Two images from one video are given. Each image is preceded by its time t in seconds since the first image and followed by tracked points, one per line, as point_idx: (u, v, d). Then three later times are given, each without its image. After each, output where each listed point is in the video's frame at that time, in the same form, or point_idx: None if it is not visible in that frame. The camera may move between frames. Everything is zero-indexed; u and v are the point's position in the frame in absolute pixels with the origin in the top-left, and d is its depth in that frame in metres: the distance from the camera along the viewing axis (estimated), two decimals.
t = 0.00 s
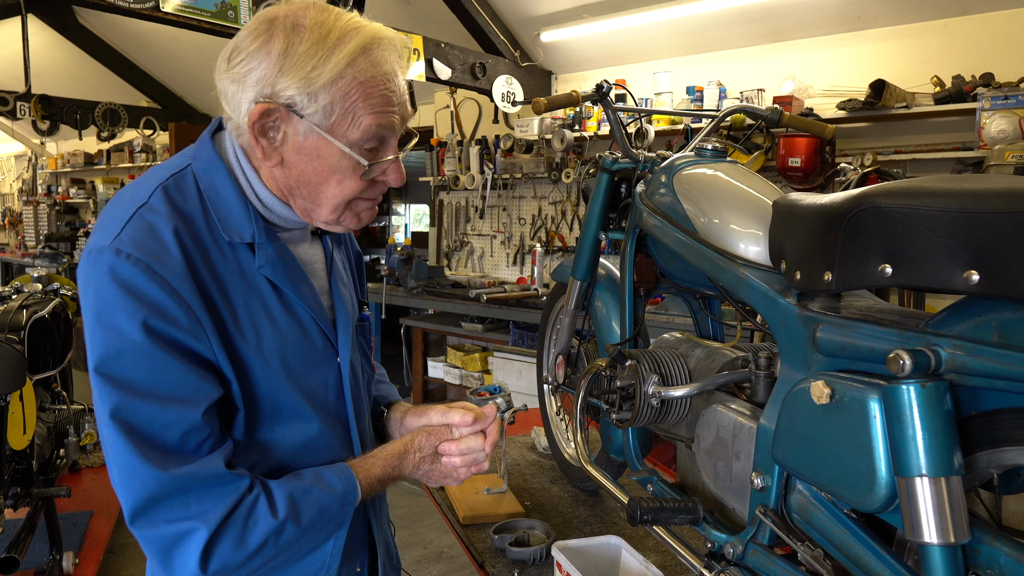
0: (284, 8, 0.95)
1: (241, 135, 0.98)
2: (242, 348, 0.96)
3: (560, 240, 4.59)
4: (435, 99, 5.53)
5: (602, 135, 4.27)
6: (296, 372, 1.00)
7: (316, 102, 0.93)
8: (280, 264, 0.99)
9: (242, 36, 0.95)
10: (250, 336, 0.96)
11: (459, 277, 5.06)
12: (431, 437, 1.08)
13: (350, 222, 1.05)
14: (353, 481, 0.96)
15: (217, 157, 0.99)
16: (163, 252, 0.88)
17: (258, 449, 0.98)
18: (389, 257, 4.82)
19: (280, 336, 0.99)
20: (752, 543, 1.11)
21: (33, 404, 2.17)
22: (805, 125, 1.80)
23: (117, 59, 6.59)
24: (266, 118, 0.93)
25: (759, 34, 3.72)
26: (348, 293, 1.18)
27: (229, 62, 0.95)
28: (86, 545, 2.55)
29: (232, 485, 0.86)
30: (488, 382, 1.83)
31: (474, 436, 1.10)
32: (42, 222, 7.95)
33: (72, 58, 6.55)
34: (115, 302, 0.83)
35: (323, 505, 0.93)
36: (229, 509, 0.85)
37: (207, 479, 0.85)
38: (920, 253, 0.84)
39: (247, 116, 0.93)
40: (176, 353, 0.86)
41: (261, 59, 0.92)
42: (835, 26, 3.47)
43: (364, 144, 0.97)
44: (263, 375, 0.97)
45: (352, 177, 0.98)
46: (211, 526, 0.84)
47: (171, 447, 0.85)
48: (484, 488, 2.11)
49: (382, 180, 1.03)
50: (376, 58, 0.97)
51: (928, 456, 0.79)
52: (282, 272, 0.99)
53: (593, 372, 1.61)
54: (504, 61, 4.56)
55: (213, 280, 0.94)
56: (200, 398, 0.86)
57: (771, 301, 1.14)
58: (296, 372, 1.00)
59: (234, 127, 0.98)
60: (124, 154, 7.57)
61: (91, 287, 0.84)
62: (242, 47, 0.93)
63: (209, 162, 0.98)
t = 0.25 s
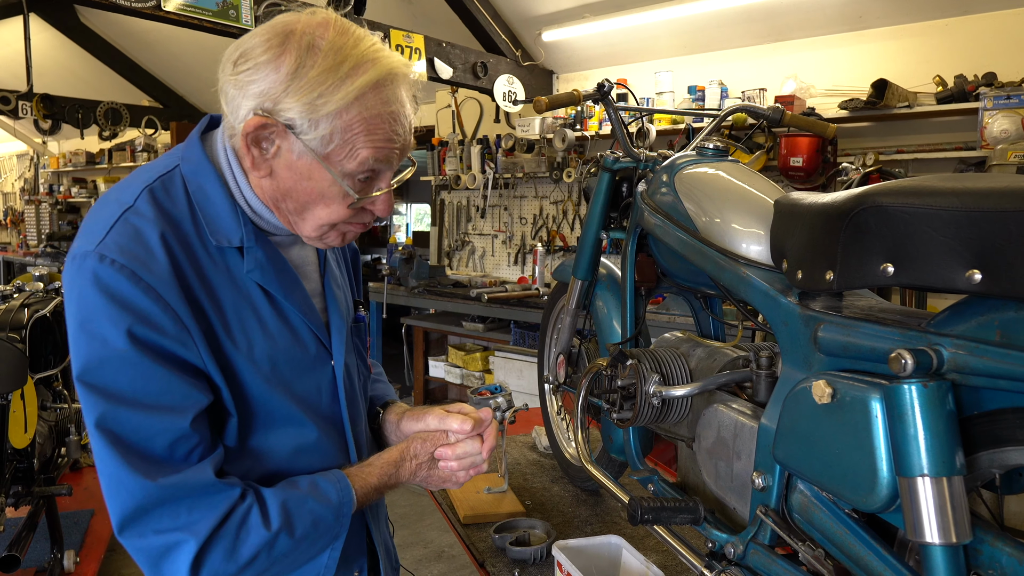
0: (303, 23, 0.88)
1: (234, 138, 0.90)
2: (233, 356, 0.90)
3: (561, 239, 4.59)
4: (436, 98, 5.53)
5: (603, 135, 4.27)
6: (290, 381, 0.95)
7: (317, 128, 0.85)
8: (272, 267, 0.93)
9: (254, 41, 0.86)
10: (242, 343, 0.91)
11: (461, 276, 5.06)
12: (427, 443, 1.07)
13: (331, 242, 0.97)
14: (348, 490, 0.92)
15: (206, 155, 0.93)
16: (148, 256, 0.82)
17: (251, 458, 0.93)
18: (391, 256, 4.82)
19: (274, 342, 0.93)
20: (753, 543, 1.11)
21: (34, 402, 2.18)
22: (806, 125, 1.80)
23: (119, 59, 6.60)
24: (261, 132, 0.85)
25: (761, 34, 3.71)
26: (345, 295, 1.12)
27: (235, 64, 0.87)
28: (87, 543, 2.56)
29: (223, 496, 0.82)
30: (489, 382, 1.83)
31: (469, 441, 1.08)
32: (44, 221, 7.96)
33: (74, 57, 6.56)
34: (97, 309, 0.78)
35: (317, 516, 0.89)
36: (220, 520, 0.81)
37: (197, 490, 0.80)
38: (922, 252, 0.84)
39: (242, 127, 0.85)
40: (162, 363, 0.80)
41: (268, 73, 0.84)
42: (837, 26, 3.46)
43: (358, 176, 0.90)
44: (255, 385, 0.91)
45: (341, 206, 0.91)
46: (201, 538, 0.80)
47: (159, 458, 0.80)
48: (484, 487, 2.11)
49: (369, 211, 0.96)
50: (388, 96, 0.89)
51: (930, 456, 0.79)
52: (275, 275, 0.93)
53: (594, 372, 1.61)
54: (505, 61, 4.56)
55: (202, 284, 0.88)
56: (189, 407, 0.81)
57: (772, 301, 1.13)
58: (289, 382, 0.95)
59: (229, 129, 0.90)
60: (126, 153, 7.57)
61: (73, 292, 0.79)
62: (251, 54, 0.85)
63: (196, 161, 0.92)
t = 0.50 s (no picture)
0: (288, 23, 0.86)
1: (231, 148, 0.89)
2: (227, 359, 0.89)
3: (562, 239, 4.59)
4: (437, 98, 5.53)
5: (604, 134, 4.26)
6: (284, 384, 0.94)
7: (310, 131, 0.84)
8: (267, 269, 0.92)
9: (242, 45, 0.86)
10: (236, 346, 0.90)
11: (462, 276, 5.06)
12: (424, 446, 1.06)
13: (333, 247, 0.97)
14: (344, 495, 0.92)
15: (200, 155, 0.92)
16: (140, 259, 0.81)
17: (245, 461, 0.93)
18: (391, 255, 4.82)
19: (268, 346, 0.93)
20: (753, 543, 1.11)
21: (35, 401, 2.18)
22: (806, 124, 1.79)
23: (121, 58, 6.60)
24: (254, 137, 0.84)
25: (762, 34, 3.71)
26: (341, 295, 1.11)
27: (224, 70, 0.86)
28: (88, 542, 2.56)
29: (215, 501, 0.82)
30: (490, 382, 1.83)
31: (466, 447, 1.07)
32: (46, 220, 7.96)
33: (76, 56, 6.56)
34: (88, 314, 0.77)
35: (312, 521, 0.88)
36: (212, 526, 0.81)
37: (190, 495, 0.80)
38: (923, 252, 0.83)
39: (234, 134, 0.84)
40: (154, 368, 0.80)
41: (257, 77, 0.84)
42: (838, 25, 3.46)
43: (356, 177, 0.89)
44: (249, 389, 0.91)
45: (340, 209, 0.90)
46: (192, 544, 0.80)
47: (151, 463, 0.80)
48: (485, 487, 2.11)
49: (370, 211, 0.95)
50: (380, 90, 0.87)
51: (931, 456, 0.79)
52: (270, 278, 0.92)
53: (594, 371, 1.61)
54: (506, 61, 4.56)
55: (195, 287, 0.87)
56: (182, 411, 0.81)
57: (773, 301, 1.13)
58: (282, 385, 0.94)
59: (223, 136, 0.90)
60: (128, 152, 7.57)
61: (64, 296, 0.78)
62: (238, 58, 0.85)
63: (191, 161, 0.91)
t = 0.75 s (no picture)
0: (267, 17, 0.86)
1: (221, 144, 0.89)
2: (221, 362, 0.89)
3: (563, 238, 4.59)
4: (438, 98, 5.53)
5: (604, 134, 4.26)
6: (279, 386, 0.94)
7: (293, 124, 0.84)
8: (262, 271, 0.92)
9: (223, 42, 0.86)
10: (230, 347, 0.90)
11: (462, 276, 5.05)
12: (421, 449, 1.06)
13: (326, 246, 0.97)
14: (341, 501, 0.92)
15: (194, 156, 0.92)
16: (133, 262, 0.81)
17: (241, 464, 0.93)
18: (392, 255, 4.82)
19: (264, 348, 0.93)
20: (754, 543, 1.11)
21: (36, 402, 2.18)
22: (807, 123, 1.79)
23: (121, 58, 6.61)
24: (239, 136, 0.84)
25: (762, 33, 3.71)
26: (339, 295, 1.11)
27: (207, 69, 0.86)
28: (88, 542, 2.56)
29: (211, 506, 0.82)
30: (490, 382, 1.83)
31: (464, 448, 1.07)
32: (47, 220, 7.96)
33: (77, 57, 6.56)
34: (81, 318, 0.77)
35: (308, 527, 0.88)
36: (207, 531, 0.81)
37: (185, 500, 0.80)
38: (924, 251, 0.83)
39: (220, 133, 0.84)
40: (148, 372, 0.80)
41: (239, 74, 0.84)
42: (839, 25, 3.46)
43: (345, 172, 0.88)
44: (244, 391, 0.91)
45: (331, 204, 0.90)
46: (187, 549, 0.80)
47: (145, 467, 0.80)
48: (486, 487, 2.11)
49: (365, 205, 0.95)
50: (362, 78, 0.86)
51: (932, 455, 0.79)
52: (265, 280, 0.92)
53: (595, 371, 1.61)
54: (507, 60, 4.55)
55: (190, 290, 0.87)
56: (176, 414, 0.81)
57: (774, 301, 1.13)
58: (278, 387, 0.94)
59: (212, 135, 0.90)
60: (128, 152, 7.57)
61: (58, 300, 0.78)
62: (220, 56, 0.85)
63: (184, 162, 0.91)
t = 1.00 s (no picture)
0: (241, 10, 0.86)
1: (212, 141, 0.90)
2: (217, 362, 0.89)
3: (563, 238, 4.59)
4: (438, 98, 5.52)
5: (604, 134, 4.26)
6: (276, 387, 0.94)
7: (277, 114, 0.84)
8: (257, 271, 0.92)
9: (202, 39, 0.86)
10: (226, 348, 0.90)
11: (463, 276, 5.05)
12: (417, 449, 1.05)
13: (328, 240, 0.97)
14: (338, 509, 0.92)
15: (188, 157, 0.92)
16: (127, 264, 0.81)
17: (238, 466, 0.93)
18: (393, 255, 4.82)
19: (260, 349, 0.93)
20: (753, 543, 1.11)
21: (36, 401, 2.19)
22: (807, 124, 1.79)
23: (122, 58, 6.61)
24: (226, 132, 0.85)
25: (763, 33, 3.71)
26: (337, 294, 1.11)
27: (190, 68, 0.87)
28: (89, 543, 2.56)
29: (206, 510, 0.82)
30: (490, 383, 1.83)
31: (457, 438, 1.03)
32: (48, 220, 7.97)
33: (77, 57, 6.56)
34: (74, 322, 0.77)
35: (305, 534, 0.88)
36: (202, 536, 0.81)
37: (181, 504, 0.80)
38: (922, 251, 0.83)
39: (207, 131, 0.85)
40: (142, 374, 0.80)
41: (219, 68, 0.84)
42: (839, 25, 3.46)
43: (336, 160, 0.88)
44: (240, 392, 0.91)
45: (326, 194, 0.90)
46: (182, 556, 0.80)
47: (141, 471, 0.80)
48: (486, 487, 2.11)
49: (363, 192, 0.94)
50: (342, 59, 0.86)
51: (930, 456, 0.79)
52: (260, 280, 0.92)
53: (595, 371, 1.61)
54: (507, 60, 4.55)
55: (184, 291, 0.87)
56: (171, 418, 0.81)
57: (773, 301, 1.13)
58: (275, 388, 0.94)
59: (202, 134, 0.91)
60: (129, 152, 7.57)
61: (52, 303, 0.79)
62: (200, 53, 0.86)
63: (178, 163, 0.91)
